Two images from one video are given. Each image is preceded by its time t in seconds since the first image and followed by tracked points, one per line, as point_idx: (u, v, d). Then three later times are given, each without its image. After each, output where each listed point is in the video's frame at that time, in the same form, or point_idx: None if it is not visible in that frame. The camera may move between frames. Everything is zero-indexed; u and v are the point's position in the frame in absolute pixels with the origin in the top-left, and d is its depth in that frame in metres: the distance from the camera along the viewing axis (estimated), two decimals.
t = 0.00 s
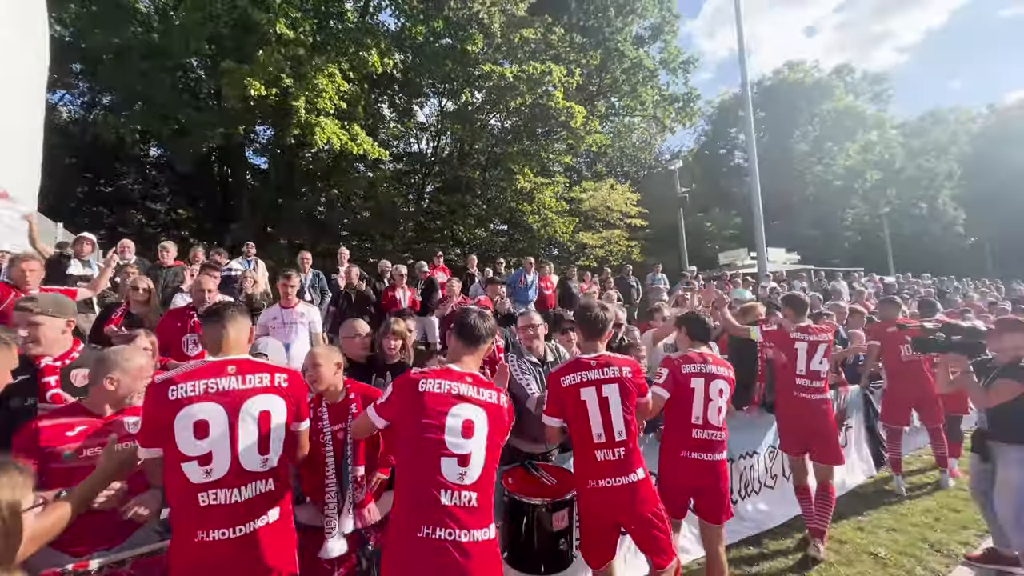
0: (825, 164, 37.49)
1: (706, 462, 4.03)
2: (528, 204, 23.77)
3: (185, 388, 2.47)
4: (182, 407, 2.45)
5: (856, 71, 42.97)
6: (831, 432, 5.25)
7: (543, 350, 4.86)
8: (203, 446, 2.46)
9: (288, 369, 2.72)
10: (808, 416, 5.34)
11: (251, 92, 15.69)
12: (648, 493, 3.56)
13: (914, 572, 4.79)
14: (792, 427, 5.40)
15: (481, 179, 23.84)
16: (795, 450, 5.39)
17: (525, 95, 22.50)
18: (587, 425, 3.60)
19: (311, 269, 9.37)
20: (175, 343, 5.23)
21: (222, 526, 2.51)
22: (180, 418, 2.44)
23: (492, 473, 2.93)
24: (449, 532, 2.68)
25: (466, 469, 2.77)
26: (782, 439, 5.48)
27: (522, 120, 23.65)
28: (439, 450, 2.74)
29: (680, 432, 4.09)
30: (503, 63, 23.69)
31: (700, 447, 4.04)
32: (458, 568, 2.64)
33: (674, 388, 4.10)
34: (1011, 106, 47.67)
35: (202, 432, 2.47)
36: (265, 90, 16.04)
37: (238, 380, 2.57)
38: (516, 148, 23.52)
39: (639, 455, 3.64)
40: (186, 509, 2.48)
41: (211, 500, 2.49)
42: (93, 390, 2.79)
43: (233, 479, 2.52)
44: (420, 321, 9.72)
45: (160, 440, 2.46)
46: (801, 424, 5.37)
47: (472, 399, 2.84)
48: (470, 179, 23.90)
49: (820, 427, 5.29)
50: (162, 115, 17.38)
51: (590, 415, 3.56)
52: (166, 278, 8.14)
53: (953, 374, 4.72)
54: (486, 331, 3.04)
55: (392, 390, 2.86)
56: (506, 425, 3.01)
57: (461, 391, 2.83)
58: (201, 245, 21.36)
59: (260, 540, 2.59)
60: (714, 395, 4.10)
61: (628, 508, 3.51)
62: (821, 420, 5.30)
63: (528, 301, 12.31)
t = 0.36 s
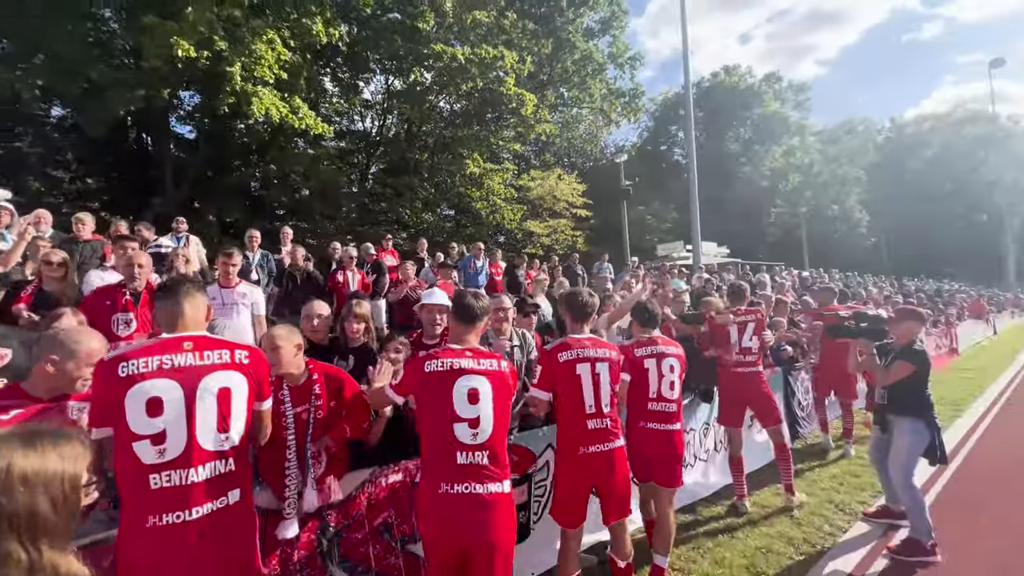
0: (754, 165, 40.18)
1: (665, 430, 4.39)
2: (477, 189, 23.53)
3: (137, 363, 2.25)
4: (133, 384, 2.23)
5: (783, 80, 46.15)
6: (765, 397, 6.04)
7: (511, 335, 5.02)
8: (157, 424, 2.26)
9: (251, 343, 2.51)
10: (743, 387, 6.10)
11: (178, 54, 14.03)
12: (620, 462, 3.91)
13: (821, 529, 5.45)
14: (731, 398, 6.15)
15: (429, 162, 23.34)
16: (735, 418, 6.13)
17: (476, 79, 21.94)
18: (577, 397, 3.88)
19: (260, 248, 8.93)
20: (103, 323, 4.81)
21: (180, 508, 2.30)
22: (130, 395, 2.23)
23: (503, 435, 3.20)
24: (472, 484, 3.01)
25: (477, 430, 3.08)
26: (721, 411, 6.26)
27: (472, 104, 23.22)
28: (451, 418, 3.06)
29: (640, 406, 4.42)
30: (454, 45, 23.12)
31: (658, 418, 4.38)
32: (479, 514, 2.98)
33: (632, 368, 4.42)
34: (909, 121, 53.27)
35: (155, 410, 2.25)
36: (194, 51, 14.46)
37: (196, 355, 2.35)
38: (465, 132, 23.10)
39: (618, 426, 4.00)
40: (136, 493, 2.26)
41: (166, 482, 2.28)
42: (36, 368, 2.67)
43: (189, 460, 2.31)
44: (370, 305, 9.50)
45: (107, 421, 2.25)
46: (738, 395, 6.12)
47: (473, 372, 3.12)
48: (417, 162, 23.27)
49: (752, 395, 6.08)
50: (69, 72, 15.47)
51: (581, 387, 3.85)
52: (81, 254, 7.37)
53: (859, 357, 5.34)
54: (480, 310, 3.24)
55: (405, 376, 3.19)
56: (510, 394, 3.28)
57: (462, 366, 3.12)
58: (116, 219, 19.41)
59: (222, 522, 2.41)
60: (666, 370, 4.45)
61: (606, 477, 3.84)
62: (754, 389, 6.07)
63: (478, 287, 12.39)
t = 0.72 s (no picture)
0: (728, 169, 41.21)
1: (644, 414, 4.76)
2: (457, 184, 23.37)
3: (121, 354, 2.26)
4: (116, 374, 2.24)
5: (758, 87, 47.35)
6: (738, 394, 6.37)
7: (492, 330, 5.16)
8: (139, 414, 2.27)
9: (236, 337, 2.55)
10: (719, 383, 6.39)
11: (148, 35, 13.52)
12: (614, 449, 4.15)
13: (781, 519, 5.76)
14: (707, 394, 6.40)
15: (408, 155, 23.11)
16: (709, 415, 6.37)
17: (457, 74, 21.56)
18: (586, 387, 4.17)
19: (232, 241, 8.75)
20: (71, 312, 4.66)
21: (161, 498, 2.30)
22: (114, 384, 2.24)
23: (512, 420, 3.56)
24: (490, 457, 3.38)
25: (489, 414, 3.44)
26: (694, 406, 6.50)
27: (453, 98, 22.99)
28: (466, 402, 3.41)
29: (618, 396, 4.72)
30: (435, 38, 22.88)
31: (632, 406, 4.77)
32: (495, 483, 3.36)
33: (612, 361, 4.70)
34: (874, 131, 55.44)
35: (138, 400, 2.26)
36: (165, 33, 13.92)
37: (180, 347, 2.37)
38: (445, 127, 22.90)
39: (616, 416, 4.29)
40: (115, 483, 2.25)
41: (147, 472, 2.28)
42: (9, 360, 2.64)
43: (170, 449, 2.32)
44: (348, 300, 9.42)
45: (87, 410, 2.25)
46: (714, 391, 6.39)
47: (485, 360, 3.47)
48: (396, 154, 22.94)
49: (727, 391, 6.37)
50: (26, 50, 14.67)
51: (584, 375, 4.16)
52: (44, 241, 7.08)
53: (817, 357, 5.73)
54: (487, 301, 3.57)
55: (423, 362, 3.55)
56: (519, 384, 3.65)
57: (476, 355, 3.46)
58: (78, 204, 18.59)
59: (203, 511, 2.44)
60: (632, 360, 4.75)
61: (604, 462, 4.10)
62: (729, 386, 6.38)
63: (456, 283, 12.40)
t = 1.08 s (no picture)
0: (712, 174, 41.96)
1: (622, 405, 5.03)
2: (444, 184, 23.31)
3: (118, 346, 2.33)
4: (113, 365, 2.33)
5: (742, 95, 48.24)
6: (720, 393, 6.73)
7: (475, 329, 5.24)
8: (137, 405, 2.36)
9: (229, 333, 2.62)
10: (703, 382, 6.70)
11: (131, 26, 13.22)
12: (598, 443, 4.29)
13: (752, 514, 5.99)
14: (691, 393, 6.70)
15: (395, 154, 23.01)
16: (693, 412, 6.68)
17: (446, 74, 21.65)
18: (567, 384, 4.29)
19: (216, 238, 8.72)
20: (54, 305, 4.67)
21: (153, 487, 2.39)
22: (112, 375, 2.33)
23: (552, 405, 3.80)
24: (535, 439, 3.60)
25: (533, 401, 3.66)
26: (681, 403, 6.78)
27: (441, 98, 22.96)
28: (513, 389, 3.62)
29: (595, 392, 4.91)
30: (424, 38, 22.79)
31: (612, 398, 5.01)
32: (540, 460, 3.59)
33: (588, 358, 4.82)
34: (853, 141, 56.90)
35: (136, 391, 2.35)
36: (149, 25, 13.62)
37: (174, 341, 2.44)
38: (433, 127, 22.87)
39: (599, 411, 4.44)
40: (111, 472, 2.35)
41: (142, 461, 2.38)
42: None
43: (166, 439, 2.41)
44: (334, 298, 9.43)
45: (88, 401, 2.35)
46: (698, 390, 6.70)
47: (535, 353, 3.71)
48: (383, 153, 22.80)
49: (709, 391, 6.71)
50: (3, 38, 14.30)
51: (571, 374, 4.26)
52: (22, 235, 7.02)
53: (788, 359, 6.00)
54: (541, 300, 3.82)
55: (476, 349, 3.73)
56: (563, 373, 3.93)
57: (527, 349, 3.70)
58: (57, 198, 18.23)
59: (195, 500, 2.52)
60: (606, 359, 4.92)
61: (589, 455, 4.24)
62: (713, 385, 6.71)
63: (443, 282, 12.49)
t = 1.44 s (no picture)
0: (700, 179, 42.49)
1: (626, 404, 5.19)
2: (436, 185, 23.29)
3: (134, 347, 2.40)
4: (129, 365, 2.39)
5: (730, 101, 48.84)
6: (717, 391, 7.13)
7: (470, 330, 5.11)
8: (152, 404, 2.42)
9: (239, 333, 2.72)
10: (700, 381, 7.08)
11: (123, 22, 12.88)
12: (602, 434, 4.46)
13: (739, 512, 6.18)
14: (690, 392, 7.06)
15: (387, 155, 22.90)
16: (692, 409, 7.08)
17: (439, 75, 21.64)
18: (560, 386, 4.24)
19: (210, 237, 8.60)
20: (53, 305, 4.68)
21: (168, 483, 2.46)
22: (128, 376, 2.39)
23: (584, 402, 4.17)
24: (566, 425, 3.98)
25: (568, 397, 4.01)
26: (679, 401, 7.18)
27: (434, 99, 22.92)
28: (551, 385, 3.99)
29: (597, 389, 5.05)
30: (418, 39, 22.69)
31: (616, 397, 5.17)
32: (570, 447, 3.96)
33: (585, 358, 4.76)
34: (837, 148, 57.96)
35: (151, 391, 2.42)
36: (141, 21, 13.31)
37: (188, 341, 2.53)
38: (426, 128, 22.82)
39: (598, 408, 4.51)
40: (128, 469, 2.41)
41: (158, 459, 2.44)
42: None
43: (180, 438, 2.49)
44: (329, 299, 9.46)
45: (103, 401, 2.41)
46: (697, 390, 7.07)
47: (574, 352, 4.08)
48: (375, 153, 22.69)
49: (708, 389, 7.09)
50: None
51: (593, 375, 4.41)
52: (13, 232, 6.91)
53: (775, 362, 6.22)
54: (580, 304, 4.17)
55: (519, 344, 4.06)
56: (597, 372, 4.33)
57: (568, 348, 4.08)
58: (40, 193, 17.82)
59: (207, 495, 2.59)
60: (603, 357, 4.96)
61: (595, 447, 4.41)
62: (711, 384, 7.09)
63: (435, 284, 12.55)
